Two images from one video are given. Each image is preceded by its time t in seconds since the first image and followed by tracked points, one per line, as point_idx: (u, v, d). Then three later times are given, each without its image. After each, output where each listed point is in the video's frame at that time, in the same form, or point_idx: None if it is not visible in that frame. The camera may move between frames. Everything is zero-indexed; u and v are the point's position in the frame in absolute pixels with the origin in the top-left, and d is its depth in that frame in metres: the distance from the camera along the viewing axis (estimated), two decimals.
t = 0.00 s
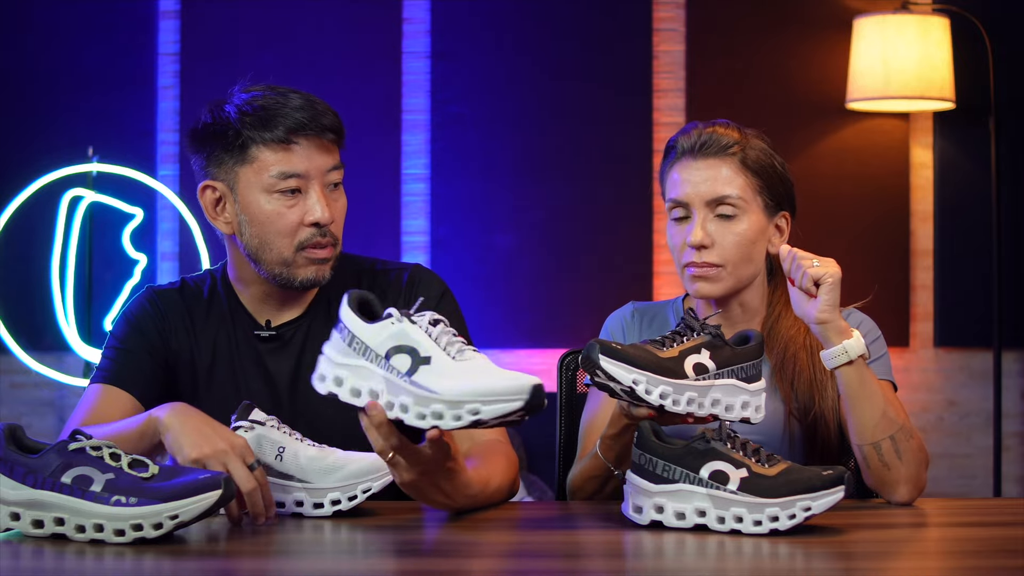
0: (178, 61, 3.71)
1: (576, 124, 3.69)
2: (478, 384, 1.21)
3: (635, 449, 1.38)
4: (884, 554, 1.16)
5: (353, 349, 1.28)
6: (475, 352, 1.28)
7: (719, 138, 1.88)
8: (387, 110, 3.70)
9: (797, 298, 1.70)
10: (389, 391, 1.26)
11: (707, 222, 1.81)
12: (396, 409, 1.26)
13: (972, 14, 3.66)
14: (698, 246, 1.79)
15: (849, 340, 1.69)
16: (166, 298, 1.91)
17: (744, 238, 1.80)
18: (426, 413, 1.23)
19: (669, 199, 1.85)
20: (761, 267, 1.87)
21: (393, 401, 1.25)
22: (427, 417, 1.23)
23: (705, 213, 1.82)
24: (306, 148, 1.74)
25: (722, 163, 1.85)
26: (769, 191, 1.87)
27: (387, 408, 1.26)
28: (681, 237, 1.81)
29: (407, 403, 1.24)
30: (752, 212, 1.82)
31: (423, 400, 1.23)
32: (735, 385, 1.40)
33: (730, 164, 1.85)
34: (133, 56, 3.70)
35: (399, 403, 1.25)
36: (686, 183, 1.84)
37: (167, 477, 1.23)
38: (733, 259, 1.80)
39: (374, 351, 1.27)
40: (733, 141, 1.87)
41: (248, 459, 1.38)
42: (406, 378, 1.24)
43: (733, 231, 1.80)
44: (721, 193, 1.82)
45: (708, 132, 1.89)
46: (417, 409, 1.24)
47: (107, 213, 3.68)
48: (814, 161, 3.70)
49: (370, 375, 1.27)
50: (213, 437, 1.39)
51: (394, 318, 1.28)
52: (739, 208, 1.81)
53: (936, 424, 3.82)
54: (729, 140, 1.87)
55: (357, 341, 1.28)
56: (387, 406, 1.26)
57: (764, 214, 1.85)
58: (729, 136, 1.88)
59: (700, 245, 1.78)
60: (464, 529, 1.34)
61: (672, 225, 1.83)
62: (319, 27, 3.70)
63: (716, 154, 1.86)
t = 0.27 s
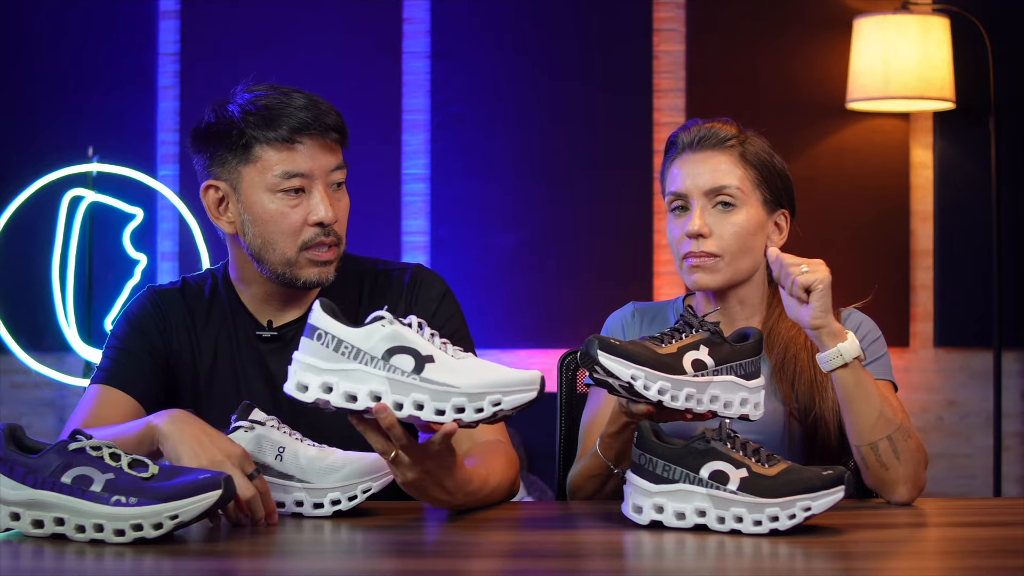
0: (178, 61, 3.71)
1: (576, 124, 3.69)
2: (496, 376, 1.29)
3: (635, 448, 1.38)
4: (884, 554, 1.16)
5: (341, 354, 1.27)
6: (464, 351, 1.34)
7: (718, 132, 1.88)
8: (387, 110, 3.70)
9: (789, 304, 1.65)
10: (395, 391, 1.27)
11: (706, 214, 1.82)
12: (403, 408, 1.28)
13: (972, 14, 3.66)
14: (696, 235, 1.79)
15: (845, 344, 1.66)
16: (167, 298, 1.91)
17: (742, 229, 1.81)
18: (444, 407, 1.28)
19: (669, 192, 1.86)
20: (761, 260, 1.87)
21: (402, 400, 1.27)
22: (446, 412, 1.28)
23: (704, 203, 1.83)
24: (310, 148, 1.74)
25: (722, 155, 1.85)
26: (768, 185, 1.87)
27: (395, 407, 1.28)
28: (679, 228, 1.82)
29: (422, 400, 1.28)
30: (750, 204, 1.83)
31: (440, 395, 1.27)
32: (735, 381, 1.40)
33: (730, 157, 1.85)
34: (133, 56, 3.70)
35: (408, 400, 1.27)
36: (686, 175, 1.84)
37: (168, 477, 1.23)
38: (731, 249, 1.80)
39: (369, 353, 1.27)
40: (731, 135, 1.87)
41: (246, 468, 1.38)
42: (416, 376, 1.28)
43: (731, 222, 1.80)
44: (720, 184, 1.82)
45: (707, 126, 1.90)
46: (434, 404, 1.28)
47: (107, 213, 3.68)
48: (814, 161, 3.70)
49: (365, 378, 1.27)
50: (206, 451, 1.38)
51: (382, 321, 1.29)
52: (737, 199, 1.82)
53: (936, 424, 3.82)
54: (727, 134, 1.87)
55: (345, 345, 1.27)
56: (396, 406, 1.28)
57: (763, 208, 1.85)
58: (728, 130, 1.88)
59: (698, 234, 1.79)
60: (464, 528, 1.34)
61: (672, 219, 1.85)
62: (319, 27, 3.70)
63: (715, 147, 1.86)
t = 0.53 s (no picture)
0: (178, 61, 3.71)
1: (576, 125, 3.69)
2: (495, 374, 1.29)
3: (635, 448, 1.38)
4: (884, 554, 1.16)
5: (338, 356, 1.26)
6: (462, 350, 1.33)
7: (714, 135, 1.88)
8: (387, 110, 3.70)
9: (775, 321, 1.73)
10: (392, 391, 1.27)
11: (703, 218, 1.81)
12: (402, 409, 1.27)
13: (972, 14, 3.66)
14: (693, 240, 1.79)
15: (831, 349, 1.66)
16: (167, 298, 1.91)
17: (740, 233, 1.80)
18: (441, 407, 1.28)
19: (666, 197, 1.86)
20: (760, 264, 1.86)
21: (399, 400, 1.27)
22: (443, 412, 1.28)
23: (700, 208, 1.82)
24: (310, 148, 1.74)
25: (718, 159, 1.85)
26: (765, 187, 1.87)
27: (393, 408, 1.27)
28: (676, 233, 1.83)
29: (419, 400, 1.27)
30: (747, 208, 1.82)
31: (437, 395, 1.27)
32: (735, 380, 1.40)
33: (726, 160, 1.85)
34: (133, 56, 3.70)
35: (407, 400, 1.27)
36: (682, 180, 1.84)
37: (168, 477, 1.23)
38: (729, 254, 1.80)
39: (366, 354, 1.27)
40: (727, 137, 1.87)
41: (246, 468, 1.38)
42: (412, 376, 1.27)
43: (728, 227, 1.80)
44: (716, 189, 1.82)
45: (703, 129, 1.89)
46: (431, 404, 1.28)
47: (107, 213, 3.68)
48: (814, 161, 3.70)
49: (363, 380, 1.26)
50: (206, 454, 1.38)
51: (379, 321, 1.29)
52: (733, 203, 1.82)
53: (936, 424, 3.82)
54: (724, 137, 1.87)
55: (343, 347, 1.27)
56: (393, 406, 1.27)
57: (761, 210, 1.85)
58: (724, 133, 1.88)
59: (694, 239, 1.79)
60: (464, 528, 1.34)
61: (672, 222, 1.85)
62: (319, 27, 3.70)
63: (711, 151, 1.86)
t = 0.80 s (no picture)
0: (178, 61, 3.71)
1: (576, 125, 3.69)
2: (484, 394, 1.20)
3: (635, 448, 1.38)
4: (884, 554, 1.16)
5: (367, 341, 1.28)
6: (485, 356, 1.27)
7: (710, 142, 1.87)
8: (387, 111, 3.70)
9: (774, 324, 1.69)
10: (397, 388, 1.25)
11: (701, 227, 1.81)
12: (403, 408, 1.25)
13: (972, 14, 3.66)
14: (693, 251, 1.80)
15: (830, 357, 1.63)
16: (167, 298, 1.91)
17: (741, 241, 1.81)
18: (431, 415, 1.22)
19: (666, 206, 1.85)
20: (761, 269, 1.87)
21: (401, 398, 1.24)
22: (431, 420, 1.22)
23: (699, 219, 1.82)
24: (308, 148, 1.74)
25: (715, 167, 1.84)
26: (763, 191, 1.86)
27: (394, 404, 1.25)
28: (676, 242, 1.83)
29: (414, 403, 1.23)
30: (746, 215, 1.82)
31: (429, 402, 1.22)
32: (734, 384, 1.40)
33: (723, 168, 1.84)
34: (134, 56, 3.70)
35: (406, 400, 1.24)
36: (681, 188, 1.84)
37: (167, 477, 1.23)
38: (730, 263, 1.80)
39: (387, 345, 1.26)
40: (724, 144, 1.87)
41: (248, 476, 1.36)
42: (417, 378, 1.24)
43: (727, 235, 1.80)
44: (714, 199, 1.82)
45: (700, 135, 1.89)
46: (423, 410, 1.23)
47: (107, 213, 3.68)
48: (814, 161, 3.70)
49: (382, 369, 1.26)
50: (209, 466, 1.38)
51: (410, 315, 1.27)
52: (733, 212, 1.81)
53: (936, 424, 3.82)
54: (721, 143, 1.87)
55: (371, 334, 1.27)
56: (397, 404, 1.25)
57: (761, 216, 1.85)
58: (721, 139, 1.88)
59: (694, 250, 1.79)
60: (464, 528, 1.33)
61: (671, 230, 1.84)
62: (319, 27, 3.70)
63: (708, 159, 1.85)
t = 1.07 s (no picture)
0: (178, 61, 3.71)
1: (576, 125, 3.69)
2: (504, 380, 1.26)
3: (635, 448, 1.38)
4: (884, 554, 1.16)
5: (346, 356, 1.24)
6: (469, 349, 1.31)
7: (712, 142, 1.87)
8: (387, 110, 3.70)
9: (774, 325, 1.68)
10: (401, 395, 1.24)
11: (702, 228, 1.81)
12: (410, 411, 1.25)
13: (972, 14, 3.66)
14: (693, 252, 1.79)
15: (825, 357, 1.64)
16: (168, 299, 1.91)
17: (742, 242, 1.80)
18: (451, 411, 1.25)
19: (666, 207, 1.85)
20: (762, 269, 1.86)
21: (409, 403, 1.24)
22: (453, 416, 1.25)
23: (700, 219, 1.82)
24: (308, 146, 1.74)
25: (716, 167, 1.84)
26: (764, 192, 1.86)
27: (402, 410, 1.24)
28: (677, 244, 1.83)
29: (428, 403, 1.24)
30: (747, 215, 1.82)
31: (448, 399, 1.24)
32: (738, 382, 1.40)
33: (724, 169, 1.84)
34: (134, 56, 3.70)
35: (416, 403, 1.24)
36: (681, 188, 1.84)
37: (167, 477, 1.23)
38: (729, 263, 1.80)
39: (374, 356, 1.24)
40: (725, 145, 1.87)
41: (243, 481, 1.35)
42: (422, 379, 1.24)
43: (728, 236, 1.80)
44: (715, 199, 1.82)
45: (701, 136, 1.89)
46: (441, 408, 1.25)
47: (107, 213, 3.68)
48: (814, 161, 3.70)
49: (371, 381, 1.24)
50: (210, 467, 1.40)
51: (388, 322, 1.26)
52: (734, 213, 1.81)
53: (936, 424, 3.82)
54: (722, 144, 1.87)
55: (351, 348, 1.24)
56: (403, 409, 1.24)
57: (761, 217, 1.85)
58: (722, 139, 1.88)
59: (695, 252, 1.79)
60: (463, 528, 1.33)
61: (671, 230, 1.85)
62: (319, 27, 3.70)
63: (710, 159, 1.85)
